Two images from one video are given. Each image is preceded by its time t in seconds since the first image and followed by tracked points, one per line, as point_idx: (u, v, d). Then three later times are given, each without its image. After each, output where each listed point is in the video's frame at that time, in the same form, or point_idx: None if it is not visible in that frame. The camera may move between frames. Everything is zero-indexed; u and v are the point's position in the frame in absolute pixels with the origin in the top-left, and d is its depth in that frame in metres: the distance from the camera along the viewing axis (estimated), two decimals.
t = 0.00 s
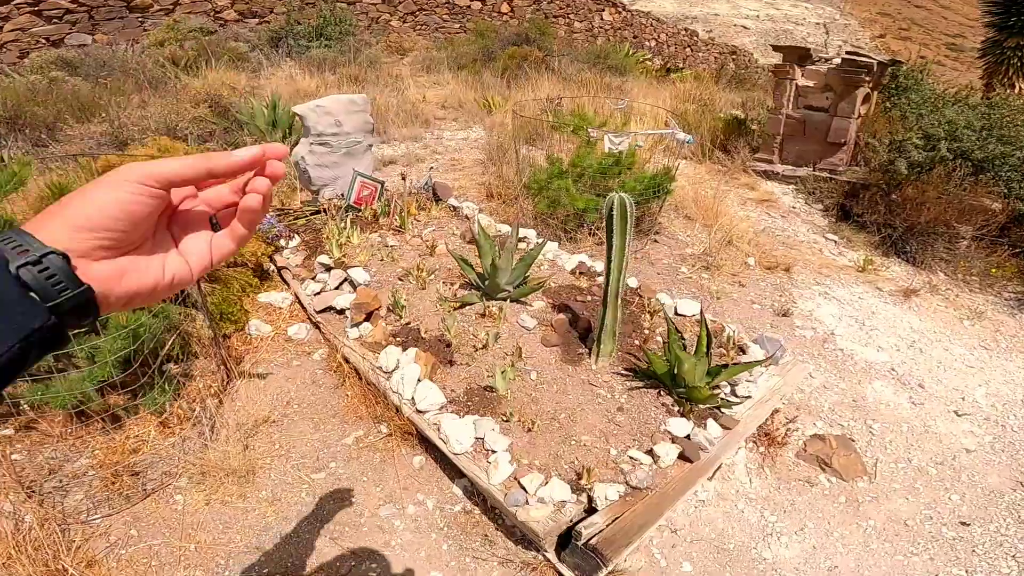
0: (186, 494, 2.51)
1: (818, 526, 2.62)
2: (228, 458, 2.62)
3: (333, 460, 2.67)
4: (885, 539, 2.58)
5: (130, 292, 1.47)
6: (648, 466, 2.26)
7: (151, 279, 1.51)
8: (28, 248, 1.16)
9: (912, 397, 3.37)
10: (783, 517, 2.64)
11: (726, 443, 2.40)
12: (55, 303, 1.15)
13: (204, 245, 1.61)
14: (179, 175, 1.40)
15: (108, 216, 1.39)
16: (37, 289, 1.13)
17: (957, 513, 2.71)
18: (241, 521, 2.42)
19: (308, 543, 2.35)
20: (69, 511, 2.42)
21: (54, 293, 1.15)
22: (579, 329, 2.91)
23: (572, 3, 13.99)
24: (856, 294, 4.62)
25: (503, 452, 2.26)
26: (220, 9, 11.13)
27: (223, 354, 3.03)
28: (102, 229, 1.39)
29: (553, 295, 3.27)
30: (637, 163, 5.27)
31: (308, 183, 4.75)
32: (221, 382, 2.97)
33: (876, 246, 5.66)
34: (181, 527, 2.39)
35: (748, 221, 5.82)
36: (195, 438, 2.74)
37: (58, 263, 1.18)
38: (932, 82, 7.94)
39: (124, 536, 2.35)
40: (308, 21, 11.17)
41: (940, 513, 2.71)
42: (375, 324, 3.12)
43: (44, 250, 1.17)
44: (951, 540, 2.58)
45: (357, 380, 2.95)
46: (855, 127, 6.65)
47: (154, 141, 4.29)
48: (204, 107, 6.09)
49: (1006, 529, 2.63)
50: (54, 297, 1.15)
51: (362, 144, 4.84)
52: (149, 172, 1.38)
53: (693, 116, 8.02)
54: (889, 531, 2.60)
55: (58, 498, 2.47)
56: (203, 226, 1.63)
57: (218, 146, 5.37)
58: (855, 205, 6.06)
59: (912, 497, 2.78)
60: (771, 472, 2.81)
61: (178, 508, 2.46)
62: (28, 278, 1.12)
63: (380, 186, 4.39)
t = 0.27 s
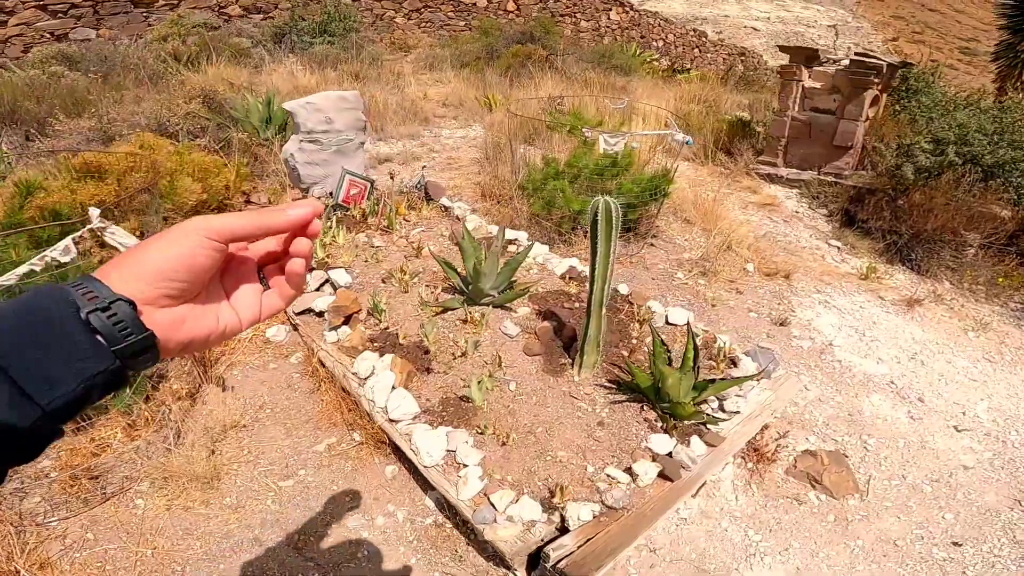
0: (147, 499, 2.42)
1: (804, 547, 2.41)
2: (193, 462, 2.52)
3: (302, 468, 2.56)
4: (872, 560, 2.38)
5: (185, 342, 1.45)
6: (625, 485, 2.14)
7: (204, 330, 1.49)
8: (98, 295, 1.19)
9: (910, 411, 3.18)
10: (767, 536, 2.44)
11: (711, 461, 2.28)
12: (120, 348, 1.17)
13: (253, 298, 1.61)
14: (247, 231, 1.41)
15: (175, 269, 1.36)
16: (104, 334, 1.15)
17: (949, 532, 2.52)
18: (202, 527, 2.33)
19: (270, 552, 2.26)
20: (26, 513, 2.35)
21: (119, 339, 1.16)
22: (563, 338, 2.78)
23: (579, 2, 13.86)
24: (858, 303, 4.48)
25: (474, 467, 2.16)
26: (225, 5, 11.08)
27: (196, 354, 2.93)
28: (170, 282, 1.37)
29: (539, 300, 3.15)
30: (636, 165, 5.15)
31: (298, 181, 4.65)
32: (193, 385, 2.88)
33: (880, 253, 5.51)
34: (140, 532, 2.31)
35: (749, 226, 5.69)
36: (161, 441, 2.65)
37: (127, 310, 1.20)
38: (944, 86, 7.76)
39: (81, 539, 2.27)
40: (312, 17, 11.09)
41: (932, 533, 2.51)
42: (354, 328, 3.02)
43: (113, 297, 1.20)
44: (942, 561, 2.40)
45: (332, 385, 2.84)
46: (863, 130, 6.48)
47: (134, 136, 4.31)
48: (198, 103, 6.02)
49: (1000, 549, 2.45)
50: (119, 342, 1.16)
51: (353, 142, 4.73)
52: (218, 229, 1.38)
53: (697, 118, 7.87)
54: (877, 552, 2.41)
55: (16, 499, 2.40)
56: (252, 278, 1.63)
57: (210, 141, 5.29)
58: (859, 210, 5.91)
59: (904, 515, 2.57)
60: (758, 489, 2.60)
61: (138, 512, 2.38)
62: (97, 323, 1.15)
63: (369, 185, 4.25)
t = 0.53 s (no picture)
0: (116, 495, 2.39)
1: (786, 561, 2.30)
2: (164, 460, 2.48)
3: (275, 467, 2.51)
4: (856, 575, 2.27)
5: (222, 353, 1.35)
6: (598, 495, 2.06)
7: (243, 342, 1.39)
8: (137, 297, 1.09)
9: (907, 420, 3.08)
10: (749, 549, 2.32)
11: (692, 472, 2.20)
12: (150, 357, 1.08)
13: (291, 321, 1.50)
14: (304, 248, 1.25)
15: (227, 280, 1.23)
16: (134, 341, 1.06)
17: (938, 547, 2.42)
18: (168, 524, 2.29)
19: (234, 552, 2.20)
20: None
21: (149, 347, 1.07)
22: (547, 340, 2.70)
23: None
24: (859, 307, 4.36)
25: (445, 472, 2.10)
26: None
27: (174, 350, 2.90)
28: (215, 297, 1.25)
29: (526, 301, 3.07)
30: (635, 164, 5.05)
31: (291, 177, 4.59)
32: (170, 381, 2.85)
33: (885, 257, 5.37)
34: (105, 528, 2.27)
35: (751, 227, 5.58)
36: (135, 437, 2.61)
37: (163, 316, 1.09)
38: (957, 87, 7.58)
39: (46, 534, 2.25)
40: (320, 12, 11.05)
41: (920, 548, 2.40)
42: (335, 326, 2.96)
43: (152, 301, 1.09)
44: None
45: (311, 384, 2.78)
46: (873, 131, 6.32)
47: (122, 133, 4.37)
48: (197, 96, 5.99)
49: (988, 565, 2.35)
50: (149, 351, 1.07)
51: (347, 138, 4.67)
52: (272, 244, 1.21)
53: (703, 116, 7.75)
54: (861, 567, 2.29)
55: None
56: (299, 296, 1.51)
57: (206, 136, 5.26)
58: (865, 212, 5.77)
59: (892, 529, 2.46)
60: (743, 500, 2.49)
61: (106, 508, 2.34)
62: (128, 329, 1.06)
63: (361, 181, 4.15)
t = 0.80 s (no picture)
0: (81, 487, 2.37)
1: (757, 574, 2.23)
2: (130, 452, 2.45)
3: (242, 463, 2.46)
4: None
5: (204, 310, 1.43)
6: (561, 503, 2.00)
7: (225, 299, 1.47)
8: (99, 258, 1.17)
9: (897, 428, 2.98)
10: (720, 560, 2.26)
11: (660, 480, 2.15)
12: (123, 318, 1.14)
13: (270, 268, 1.60)
14: (266, 185, 1.40)
15: (192, 227, 1.36)
16: (106, 303, 1.13)
17: (916, 562, 2.33)
18: (129, 517, 2.26)
19: (192, 547, 2.17)
20: None
21: (122, 307, 1.14)
22: (523, 340, 2.64)
23: None
24: (856, 310, 4.26)
25: (406, 473, 2.06)
26: None
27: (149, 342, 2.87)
28: (189, 243, 1.38)
29: (507, 299, 3.00)
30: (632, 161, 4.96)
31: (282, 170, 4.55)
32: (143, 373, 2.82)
33: (889, 259, 5.23)
34: (67, 519, 2.25)
35: (751, 227, 5.47)
36: (104, 429, 2.59)
37: (129, 276, 1.18)
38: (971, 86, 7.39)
39: (8, 524, 2.23)
40: (327, 6, 11.02)
41: (896, 563, 2.31)
42: (312, 321, 2.91)
43: (115, 261, 1.18)
44: None
45: (284, 380, 2.74)
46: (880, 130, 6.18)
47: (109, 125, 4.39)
48: (195, 89, 5.98)
49: None
50: (124, 311, 1.14)
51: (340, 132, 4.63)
52: (233, 181, 1.36)
53: (708, 113, 7.62)
54: None
55: None
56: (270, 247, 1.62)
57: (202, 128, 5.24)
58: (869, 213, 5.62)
59: (870, 542, 2.38)
60: (718, 508, 2.41)
61: (69, 500, 2.32)
62: (97, 290, 1.13)
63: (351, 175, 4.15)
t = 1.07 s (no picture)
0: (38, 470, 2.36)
1: None
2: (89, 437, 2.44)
3: (201, 451, 2.44)
4: None
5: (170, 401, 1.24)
6: (508, 502, 2.09)
7: (195, 392, 1.29)
8: (91, 338, 1.06)
9: (874, 436, 2.91)
10: (677, 567, 2.20)
11: (608, 483, 2.25)
12: (109, 399, 1.03)
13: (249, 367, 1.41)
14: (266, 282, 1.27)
15: (182, 312, 1.22)
16: (94, 381, 1.02)
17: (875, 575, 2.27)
18: (83, 501, 2.25)
19: (141, 534, 2.15)
20: None
21: (110, 388, 1.02)
22: (488, 337, 2.64)
23: None
24: (846, 313, 4.17)
25: (355, 466, 2.13)
26: None
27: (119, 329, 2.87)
28: (177, 332, 1.22)
29: (480, 292, 2.95)
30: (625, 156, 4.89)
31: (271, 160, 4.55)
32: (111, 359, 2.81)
33: (886, 262, 5.11)
34: (21, 502, 2.25)
35: (746, 226, 5.39)
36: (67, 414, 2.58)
37: (121, 355, 1.06)
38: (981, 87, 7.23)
39: None
40: None
41: None
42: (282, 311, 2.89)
43: (107, 341, 1.06)
44: None
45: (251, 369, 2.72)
46: (885, 130, 6.05)
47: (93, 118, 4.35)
48: (193, 77, 5.97)
49: None
50: (110, 392, 1.02)
51: (330, 123, 4.58)
52: (232, 279, 1.24)
53: (711, 110, 7.52)
54: None
55: None
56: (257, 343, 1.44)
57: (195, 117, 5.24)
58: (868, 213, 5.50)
59: (830, 554, 2.32)
60: (679, 514, 2.35)
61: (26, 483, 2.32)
62: (86, 369, 1.02)
63: (339, 167, 4.17)
